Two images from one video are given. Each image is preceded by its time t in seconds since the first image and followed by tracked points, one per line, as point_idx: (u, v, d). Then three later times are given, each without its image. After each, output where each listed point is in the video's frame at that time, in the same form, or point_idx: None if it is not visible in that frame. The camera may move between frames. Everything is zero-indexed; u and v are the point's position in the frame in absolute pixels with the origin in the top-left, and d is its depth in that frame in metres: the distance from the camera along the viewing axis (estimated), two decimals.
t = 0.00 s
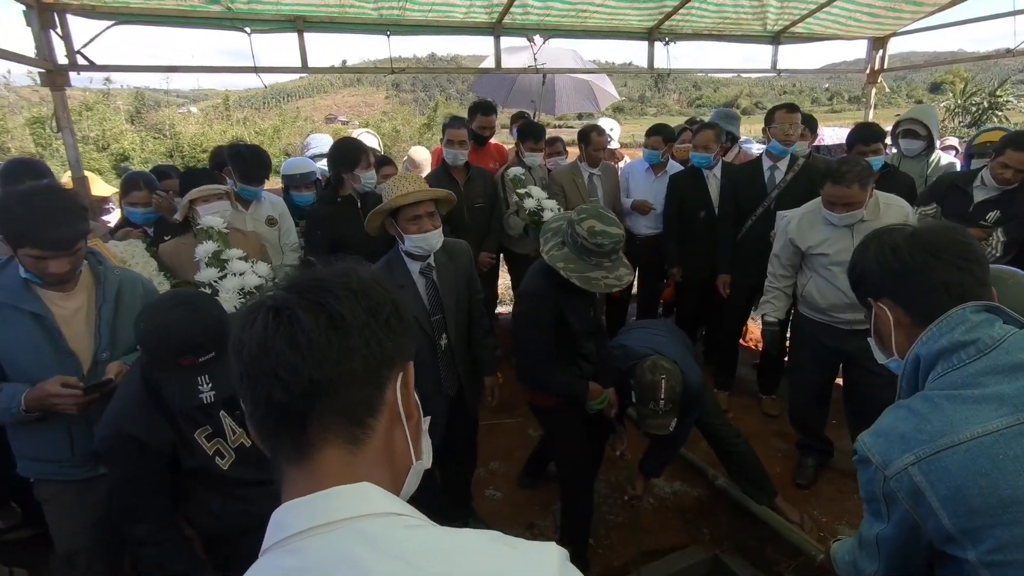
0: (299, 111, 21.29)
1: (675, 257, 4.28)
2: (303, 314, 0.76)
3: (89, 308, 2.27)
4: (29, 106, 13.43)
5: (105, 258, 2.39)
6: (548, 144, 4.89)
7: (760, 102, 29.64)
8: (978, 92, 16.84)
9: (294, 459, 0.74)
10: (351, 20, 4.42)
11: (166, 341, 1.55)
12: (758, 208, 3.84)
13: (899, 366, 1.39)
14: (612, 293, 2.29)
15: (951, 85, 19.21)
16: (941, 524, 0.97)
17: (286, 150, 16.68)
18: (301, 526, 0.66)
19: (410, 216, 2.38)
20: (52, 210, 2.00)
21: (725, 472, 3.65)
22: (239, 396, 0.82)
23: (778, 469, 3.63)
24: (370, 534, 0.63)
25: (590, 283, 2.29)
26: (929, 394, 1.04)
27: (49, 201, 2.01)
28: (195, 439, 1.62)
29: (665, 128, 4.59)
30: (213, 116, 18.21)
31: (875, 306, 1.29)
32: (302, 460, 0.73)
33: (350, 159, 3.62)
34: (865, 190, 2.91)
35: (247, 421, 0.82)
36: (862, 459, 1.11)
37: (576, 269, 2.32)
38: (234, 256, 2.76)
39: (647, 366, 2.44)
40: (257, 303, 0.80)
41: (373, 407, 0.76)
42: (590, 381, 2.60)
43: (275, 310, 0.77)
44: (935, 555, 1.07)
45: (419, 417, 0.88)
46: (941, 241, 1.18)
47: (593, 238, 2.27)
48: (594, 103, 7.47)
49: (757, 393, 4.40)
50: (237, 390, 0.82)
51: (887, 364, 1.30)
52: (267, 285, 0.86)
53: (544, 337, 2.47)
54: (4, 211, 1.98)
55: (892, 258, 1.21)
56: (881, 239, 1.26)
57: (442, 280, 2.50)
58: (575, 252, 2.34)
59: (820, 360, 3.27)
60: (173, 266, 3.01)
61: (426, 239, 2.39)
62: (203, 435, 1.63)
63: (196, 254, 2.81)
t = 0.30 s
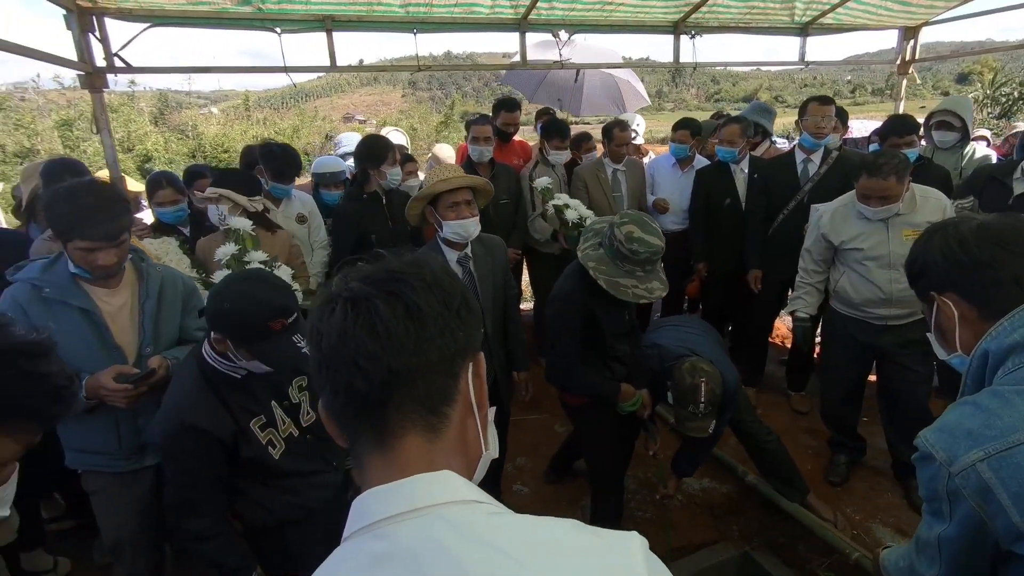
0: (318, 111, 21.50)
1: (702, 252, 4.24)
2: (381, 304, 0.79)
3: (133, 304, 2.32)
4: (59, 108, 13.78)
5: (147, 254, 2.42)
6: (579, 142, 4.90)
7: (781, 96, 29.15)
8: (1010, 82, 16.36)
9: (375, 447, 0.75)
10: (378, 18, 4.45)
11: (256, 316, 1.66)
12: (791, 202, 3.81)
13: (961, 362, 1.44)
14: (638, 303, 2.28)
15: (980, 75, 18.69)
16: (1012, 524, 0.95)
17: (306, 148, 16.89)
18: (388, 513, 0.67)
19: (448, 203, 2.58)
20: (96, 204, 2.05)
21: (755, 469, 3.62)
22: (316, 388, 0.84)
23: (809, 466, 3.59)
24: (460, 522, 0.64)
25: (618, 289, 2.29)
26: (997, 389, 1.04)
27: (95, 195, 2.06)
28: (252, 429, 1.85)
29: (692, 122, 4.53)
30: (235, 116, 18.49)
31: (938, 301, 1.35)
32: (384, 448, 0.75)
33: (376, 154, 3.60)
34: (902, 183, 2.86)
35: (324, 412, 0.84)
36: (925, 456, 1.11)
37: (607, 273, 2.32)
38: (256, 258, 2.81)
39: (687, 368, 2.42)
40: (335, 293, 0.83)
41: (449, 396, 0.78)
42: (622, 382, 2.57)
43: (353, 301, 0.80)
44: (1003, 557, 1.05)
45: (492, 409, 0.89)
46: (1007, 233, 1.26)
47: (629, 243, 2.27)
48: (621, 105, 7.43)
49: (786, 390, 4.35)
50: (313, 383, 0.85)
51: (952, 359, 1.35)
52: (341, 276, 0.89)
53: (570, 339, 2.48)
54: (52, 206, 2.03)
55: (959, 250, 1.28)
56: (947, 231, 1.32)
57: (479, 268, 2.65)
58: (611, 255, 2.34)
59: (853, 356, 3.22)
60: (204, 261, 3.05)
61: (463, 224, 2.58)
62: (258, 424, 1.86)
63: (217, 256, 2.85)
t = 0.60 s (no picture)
0: (337, 114, 21.74)
1: (725, 256, 4.18)
2: (435, 315, 0.79)
3: (158, 308, 2.34)
4: (87, 112, 14.16)
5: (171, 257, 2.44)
6: (601, 144, 4.85)
7: (803, 96, 28.72)
8: None
9: (423, 463, 0.75)
10: (401, 21, 4.46)
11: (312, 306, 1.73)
12: (824, 205, 3.73)
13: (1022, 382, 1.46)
14: (683, 322, 2.24)
15: (1011, 74, 18.18)
16: None
17: (326, 150, 17.09)
18: (435, 536, 0.65)
19: (474, 202, 2.58)
20: (125, 205, 2.09)
21: (781, 477, 3.54)
22: (355, 399, 0.83)
23: (836, 476, 3.50)
24: (514, 545, 0.63)
25: (661, 307, 2.25)
26: None
27: (124, 196, 2.10)
28: (284, 430, 1.88)
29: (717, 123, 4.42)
30: (257, 119, 18.79)
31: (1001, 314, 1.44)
32: (433, 464, 0.74)
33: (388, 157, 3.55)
34: (938, 185, 2.77)
35: (363, 424, 0.83)
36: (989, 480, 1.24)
37: (650, 289, 2.28)
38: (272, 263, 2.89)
39: (730, 381, 2.35)
40: (384, 302, 0.82)
41: (500, 413, 0.78)
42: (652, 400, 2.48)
43: (407, 311, 0.80)
44: None
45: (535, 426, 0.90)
46: None
47: (675, 261, 2.22)
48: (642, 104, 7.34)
49: (812, 396, 4.25)
50: (352, 393, 0.83)
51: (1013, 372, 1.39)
52: (384, 285, 0.88)
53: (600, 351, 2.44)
54: (84, 206, 2.07)
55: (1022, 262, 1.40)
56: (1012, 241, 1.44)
57: (507, 269, 2.69)
58: (654, 271, 2.30)
59: (885, 363, 3.12)
60: (228, 263, 3.09)
61: (489, 223, 2.58)
62: (291, 425, 1.90)
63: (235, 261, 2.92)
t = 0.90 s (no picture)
0: (364, 118, 21.96)
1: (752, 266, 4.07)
2: (477, 351, 0.87)
3: (179, 311, 2.35)
4: (124, 115, 14.60)
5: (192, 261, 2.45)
6: (625, 148, 4.75)
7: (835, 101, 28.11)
8: None
9: (462, 499, 0.80)
10: (427, 26, 4.46)
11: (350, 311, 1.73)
12: (864, 217, 3.60)
13: None
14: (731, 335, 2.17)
15: None
16: None
17: (353, 153, 17.31)
18: None
19: (489, 206, 2.55)
20: (150, 206, 2.11)
21: (808, 495, 3.41)
22: (378, 430, 0.85)
23: (867, 496, 3.36)
24: None
25: (705, 323, 2.17)
26: None
27: (149, 198, 2.12)
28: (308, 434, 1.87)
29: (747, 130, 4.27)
30: (286, 122, 19.12)
31: None
32: (471, 498, 0.80)
33: (392, 162, 3.63)
34: (983, 196, 2.64)
35: (385, 457, 0.85)
36: None
37: (692, 307, 2.21)
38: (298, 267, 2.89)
39: (782, 390, 2.21)
40: (420, 334, 0.88)
41: (530, 450, 0.87)
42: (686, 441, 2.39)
43: (448, 345, 0.87)
44: None
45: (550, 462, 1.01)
46: None
47: (716, 275, 2.13)
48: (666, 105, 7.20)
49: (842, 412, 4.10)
50: (377, 423, 0.85)
51: None
52: (411, 315, 0.94)
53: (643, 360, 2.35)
54: (109, 207, 2.08)
55: None
56: None
57: (529, 273, 2.63)
58: (693, 287, 2.23)
59: (921, 382, 2.99)
60: (251, 265, 3.10)
61: (505, 228, 2.54)
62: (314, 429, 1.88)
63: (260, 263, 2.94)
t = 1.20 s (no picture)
0: (393, 123, 22.21)
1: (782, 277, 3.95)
2: (550, 384, 0.82)
3: (202, 310, 2.38)
4: (163, 117, 15.07)
5: (215, 260, 2.49)
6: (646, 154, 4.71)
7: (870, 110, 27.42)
8: None
9: (537, 561, 0.80)
10: (455, 30, 4.47)
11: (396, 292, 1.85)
12: (901, 229, 3.46)
13: None
14: (764, 321, 2.12)
15: None
16: None
17: (380, 156, 17.55)
18: None
19: (500, 211, 2.52)
20: (177, 208, 2.14)
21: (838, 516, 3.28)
22: (437, 474, 0.80)
23: (900, 520, 3.21)
24: None
25: (739, 311, 2.11)
26: None
27: (175, 200, 2.15)
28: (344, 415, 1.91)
29: (777, 137, 4.15)
30: (317, 125, 19.49)
31: None
32: (544, 554, 0.80)
33: (405, 165, 3.58)
34: None
35: (444, 507, 0.81)
36: None
37: (723, 297, 2.15)
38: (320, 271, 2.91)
39: (852, 355, 2.13)
40: (485, 363, 0.82)
41: (599, 503, 0.86)
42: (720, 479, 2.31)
43: (519, 378, 0.81)
44: None
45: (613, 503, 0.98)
46: None
47: (742, 262, 2.13)
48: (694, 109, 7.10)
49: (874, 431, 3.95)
50: (436, 467, 0.80)
51: None
52: (468, 336, 0.87)
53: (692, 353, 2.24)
54: (135, 208, 2.10)
55: None
56: None
57: (548, 278, 2.61)
58: (719, 277, 2.18)
59: (961, 402, 2.85)
60: (275, 266, 3.13)
61: (515, 232, 2.49)
62: (349, 413, 1.92)
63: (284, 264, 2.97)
